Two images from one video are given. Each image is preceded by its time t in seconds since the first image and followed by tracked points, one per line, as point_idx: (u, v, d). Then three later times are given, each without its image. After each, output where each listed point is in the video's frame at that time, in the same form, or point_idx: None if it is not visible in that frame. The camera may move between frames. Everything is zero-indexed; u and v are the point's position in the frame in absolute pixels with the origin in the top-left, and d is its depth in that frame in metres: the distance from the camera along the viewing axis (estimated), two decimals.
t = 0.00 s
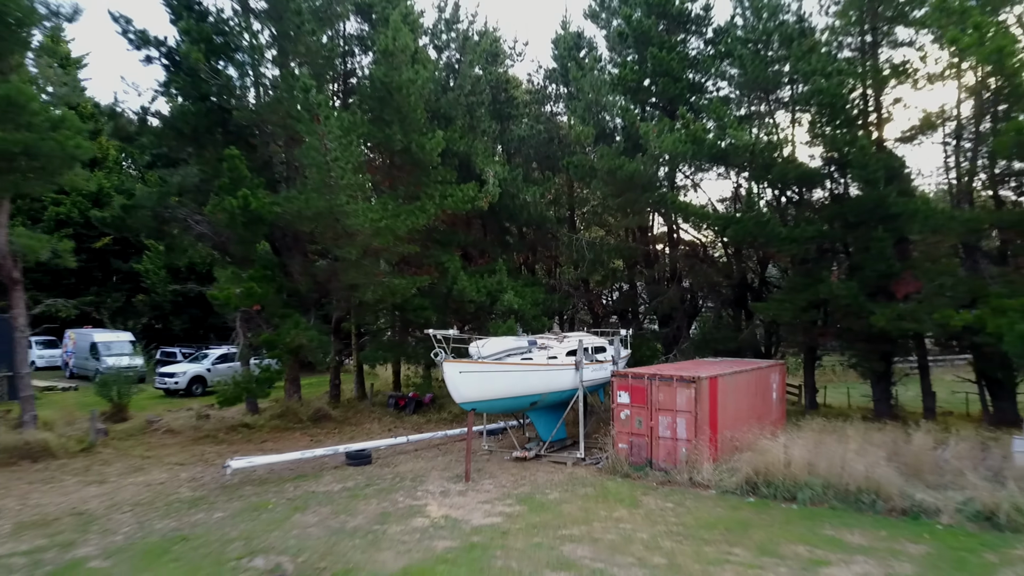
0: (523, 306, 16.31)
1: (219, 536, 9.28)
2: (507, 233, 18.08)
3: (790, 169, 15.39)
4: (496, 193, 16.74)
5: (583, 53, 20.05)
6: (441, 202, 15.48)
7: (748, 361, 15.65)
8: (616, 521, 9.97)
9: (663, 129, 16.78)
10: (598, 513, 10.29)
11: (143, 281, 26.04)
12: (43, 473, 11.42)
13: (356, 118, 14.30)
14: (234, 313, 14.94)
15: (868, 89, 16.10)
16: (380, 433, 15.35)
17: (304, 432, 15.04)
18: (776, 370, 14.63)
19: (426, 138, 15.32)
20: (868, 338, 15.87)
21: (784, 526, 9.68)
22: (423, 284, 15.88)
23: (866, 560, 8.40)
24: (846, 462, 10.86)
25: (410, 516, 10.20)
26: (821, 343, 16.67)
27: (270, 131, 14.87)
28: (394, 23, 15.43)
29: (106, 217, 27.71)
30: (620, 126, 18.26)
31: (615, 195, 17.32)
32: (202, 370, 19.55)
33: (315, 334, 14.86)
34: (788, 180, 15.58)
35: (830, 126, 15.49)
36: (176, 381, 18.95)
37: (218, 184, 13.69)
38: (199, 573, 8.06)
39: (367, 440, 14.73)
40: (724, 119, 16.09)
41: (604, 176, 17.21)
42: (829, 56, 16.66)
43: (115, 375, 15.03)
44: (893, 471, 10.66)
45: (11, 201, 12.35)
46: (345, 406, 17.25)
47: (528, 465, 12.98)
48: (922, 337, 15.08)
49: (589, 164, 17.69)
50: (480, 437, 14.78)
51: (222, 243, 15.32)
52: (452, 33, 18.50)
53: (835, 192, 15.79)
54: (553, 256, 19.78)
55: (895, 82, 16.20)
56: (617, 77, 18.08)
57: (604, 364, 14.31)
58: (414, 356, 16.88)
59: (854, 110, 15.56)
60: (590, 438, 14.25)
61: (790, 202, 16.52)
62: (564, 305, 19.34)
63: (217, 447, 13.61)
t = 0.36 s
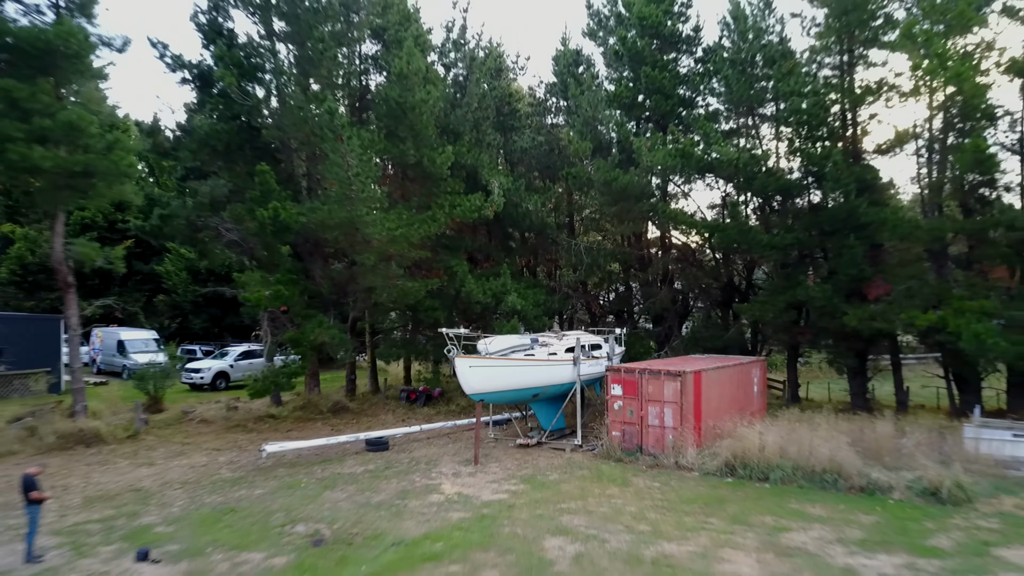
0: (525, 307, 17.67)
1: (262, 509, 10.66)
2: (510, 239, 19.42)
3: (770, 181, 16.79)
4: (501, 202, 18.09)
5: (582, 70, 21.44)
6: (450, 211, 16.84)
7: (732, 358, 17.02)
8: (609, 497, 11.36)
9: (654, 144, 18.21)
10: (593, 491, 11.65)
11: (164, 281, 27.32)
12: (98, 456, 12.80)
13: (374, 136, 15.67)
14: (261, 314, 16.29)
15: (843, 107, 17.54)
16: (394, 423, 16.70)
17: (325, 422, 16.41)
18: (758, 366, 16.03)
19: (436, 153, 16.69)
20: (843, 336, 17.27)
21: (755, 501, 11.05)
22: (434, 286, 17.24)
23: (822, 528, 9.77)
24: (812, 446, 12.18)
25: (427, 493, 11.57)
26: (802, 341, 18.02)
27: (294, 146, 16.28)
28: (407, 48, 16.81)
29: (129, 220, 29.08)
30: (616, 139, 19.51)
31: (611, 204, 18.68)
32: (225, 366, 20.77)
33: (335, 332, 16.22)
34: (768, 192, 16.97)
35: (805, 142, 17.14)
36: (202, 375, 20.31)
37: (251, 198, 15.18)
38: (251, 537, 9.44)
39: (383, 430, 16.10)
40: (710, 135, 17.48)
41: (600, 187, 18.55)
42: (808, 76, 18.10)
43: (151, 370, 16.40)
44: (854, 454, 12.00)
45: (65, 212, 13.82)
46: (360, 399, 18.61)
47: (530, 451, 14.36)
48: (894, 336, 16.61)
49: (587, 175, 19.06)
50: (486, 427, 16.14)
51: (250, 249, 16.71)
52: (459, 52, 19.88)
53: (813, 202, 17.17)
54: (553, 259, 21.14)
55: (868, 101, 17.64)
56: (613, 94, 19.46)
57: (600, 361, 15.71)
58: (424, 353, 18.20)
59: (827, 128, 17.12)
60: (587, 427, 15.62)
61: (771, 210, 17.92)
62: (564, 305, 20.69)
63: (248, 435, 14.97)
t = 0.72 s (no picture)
0: (528, 308, 19.30)
1: (302, 482, 12.31)
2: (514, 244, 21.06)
3: (752, 192, 18.44)
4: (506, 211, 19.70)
5: (580, 86, 23.06)
6: (459, 219, 18.47)
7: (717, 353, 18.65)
8: (602, 474, 13.01)
9: (646, 157, 19.84)
10: (588, 469, 13.30)
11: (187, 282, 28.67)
12: (150, 439, 14.44)
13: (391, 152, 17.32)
14: (288, 312, 17.94)
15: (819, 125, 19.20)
16: (409, 412, 18.36)
17: (346, 411, 18.04)
18: (739, 360, 17.71)
19: (447, 168, 18.36)
20: (818, 334, 18.94)
21: (729, 476, 12.70)
22: (444, 289, 18.88)
23: (783, 497, 11.43)
24: (782, 430, 13.80)
25: (443, 470, 13.21)
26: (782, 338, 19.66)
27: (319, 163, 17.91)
28: (421, 72, 18.48)
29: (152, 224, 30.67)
30: (612, 152, 21.12)
31: (606, 213, 20.31)
32: (249, 361, 22.40)
33: (355, 331, 17.84)
34: (750, 201, 18.61)
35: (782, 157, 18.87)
36: (228, 370, 21.93)
37: (282, 209, 16.98)
38: (296, 504, 11.09)
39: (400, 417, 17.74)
40: (698, 151, 19.12)
41: (596, 197, 20.19)
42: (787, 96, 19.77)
43: (188, 364, 18.03)
44: (819, 437, 13.62)
45: (119, 222, 15.45)
46: (376, 392, 20.24)
47: (533, 436, 16.00)
48: (864, 334, 18.31)
49: (584, 187, 20.69)
50: (493, 416, 17.78)
51: (278, 254, 18.35)
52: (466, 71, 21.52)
53: (792, 209, 18.89)
54: (553, 262, 22.77)
55: (842, 119, 19.29)
56: (609, 111, 21.11)
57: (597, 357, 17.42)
58: (435, 350, 19.82)
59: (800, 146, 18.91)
60: (584, 416, 17.27)
61: (755, 216, 19.66)
62: (563, 305, 22.32)
63: (278, 423, 16.60)
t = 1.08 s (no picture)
0: (530, 308, 20.82)
1: (330, 463, 13.84)
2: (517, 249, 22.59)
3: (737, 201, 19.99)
4: (510, 217, 21.23)
5: (580, 100, 24.55)
6: (467, 226, 20.00)
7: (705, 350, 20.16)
8: (597, 456, 14.55)
9: (640, 168, 21.36)
10: (585, 453, 14.83)
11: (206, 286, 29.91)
12: (189, 427, 15.96)
13: (404, 164, 18.83)
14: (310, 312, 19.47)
15: (800, 139, 20.71)
16: (421, 403, 19.89)
17: (364, 402, 19.57)
18: (724, 356, 19.29)
19: (456, 178, 19.89)
20: (799, 332, 20.48)
21: (711, 458, 14.23)
22: (453, 290, 20.41)
23: (756, 475, 12.97)
24: (759, 417, 15.31)
25: (455, 453, 14.74)
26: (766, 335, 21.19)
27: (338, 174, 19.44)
28: (432, 91, 20.02)
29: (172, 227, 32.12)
30: (609, 163, 22.64)
31: (603, 219, 21.84)
32: (269, 357, 23.92)
33: (371, 329, 19.36)
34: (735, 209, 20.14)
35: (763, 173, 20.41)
36: (249, 365, 23.46)
37: (305, 217, 18.59)
38: (328, 481, 12.62)
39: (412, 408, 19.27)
40: (688, 162, 20.67)
41: (593, 205, 21.73)
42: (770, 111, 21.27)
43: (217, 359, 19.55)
44: (793, 425, 15.12)
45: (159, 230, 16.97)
46: (389, 385, 21.78)
47: (535, 425, 17.53)
48: (840, 332, 19.84)
49: (582, 195, 22.21)
50: (498, 407, 19.31)
51: (300, 258, 19.87)
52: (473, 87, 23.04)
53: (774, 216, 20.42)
54: (554, 265, 24.31)
55: (822, 133, 20.82)
56: (605, 125, 22.65)
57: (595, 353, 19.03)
58: (444, 347, 21.35)
59: (776, 164, 20.87)
60: (582, 407, 18.80)
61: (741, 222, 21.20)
62: (563, 304, 23.86)
63: (302, 413, 18.13)
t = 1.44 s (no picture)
0: (533, 307, 22.61)
1: (357, 445, 15.64)
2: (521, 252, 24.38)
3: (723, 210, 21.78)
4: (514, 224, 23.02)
5: (579, 113, 26.30)
6: (475, 233, 21.79)
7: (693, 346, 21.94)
8: (594, 440, 16.35)
9: (634, 180, 23.13)
10: (583, 437, 16.62)
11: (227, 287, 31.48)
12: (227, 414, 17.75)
13: (418, 177, 20.60)
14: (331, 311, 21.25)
15: (781, 152, 22.46)
16: (432, 395, 21.68)
17: (381, 394, 21.36)
18: (711, 352, 21.08)
19: (465, 189, 21.67)
20: (780, 330, 22.27)
21: (694, 442, 16.02)
22: (462, 291, 22.19)
23: (733, 455, 14.76)
24: (738, 406, 17.10)
25: (467, 437, 16.53)
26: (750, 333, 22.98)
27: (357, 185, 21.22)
28: (443, 109, 21.78)
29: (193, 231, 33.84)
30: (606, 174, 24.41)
31: (600, 226, 23.62)
32: (289, 353, 25.69)
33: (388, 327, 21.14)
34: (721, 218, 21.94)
35: (747, 184, 22.25)
36: (272, 360, 25.24)
37: (329, 225, 20.39)
38: (357, 459, 14.41)
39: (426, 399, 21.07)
40: (677, 174, 22.45)
41: (590, 213, 23.53)
42: (754, 127, 23.05)
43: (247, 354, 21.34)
44: (769, 413, 16.89)
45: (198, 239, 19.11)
46: (403, 379, 23.56)
47: (538, 414, 19.31)
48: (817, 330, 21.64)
49: (580, 204, 23.98)
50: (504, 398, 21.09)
51: (322, 262, 21.66)
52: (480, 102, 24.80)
53: (757, 224, 22.20)
54: (555, 267, 26.07)
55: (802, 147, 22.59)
56: (602, 138, 24.42)
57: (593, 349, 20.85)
58: (453, 344, 23.15)
59: (759, 176, 22.70)
60: (580, 398, 20.61)
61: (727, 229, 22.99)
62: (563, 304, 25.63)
63: (326, 403, 19.92)
